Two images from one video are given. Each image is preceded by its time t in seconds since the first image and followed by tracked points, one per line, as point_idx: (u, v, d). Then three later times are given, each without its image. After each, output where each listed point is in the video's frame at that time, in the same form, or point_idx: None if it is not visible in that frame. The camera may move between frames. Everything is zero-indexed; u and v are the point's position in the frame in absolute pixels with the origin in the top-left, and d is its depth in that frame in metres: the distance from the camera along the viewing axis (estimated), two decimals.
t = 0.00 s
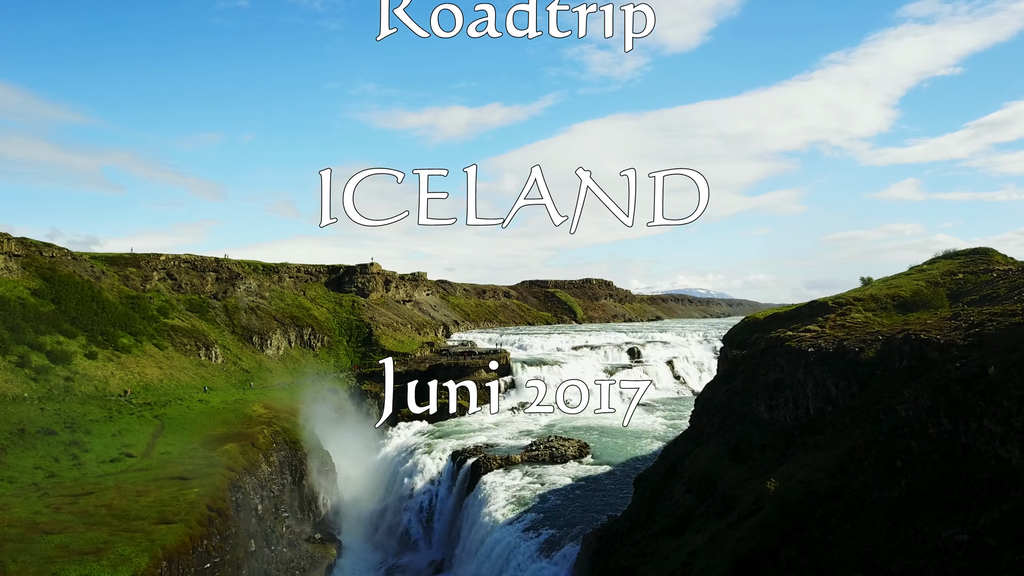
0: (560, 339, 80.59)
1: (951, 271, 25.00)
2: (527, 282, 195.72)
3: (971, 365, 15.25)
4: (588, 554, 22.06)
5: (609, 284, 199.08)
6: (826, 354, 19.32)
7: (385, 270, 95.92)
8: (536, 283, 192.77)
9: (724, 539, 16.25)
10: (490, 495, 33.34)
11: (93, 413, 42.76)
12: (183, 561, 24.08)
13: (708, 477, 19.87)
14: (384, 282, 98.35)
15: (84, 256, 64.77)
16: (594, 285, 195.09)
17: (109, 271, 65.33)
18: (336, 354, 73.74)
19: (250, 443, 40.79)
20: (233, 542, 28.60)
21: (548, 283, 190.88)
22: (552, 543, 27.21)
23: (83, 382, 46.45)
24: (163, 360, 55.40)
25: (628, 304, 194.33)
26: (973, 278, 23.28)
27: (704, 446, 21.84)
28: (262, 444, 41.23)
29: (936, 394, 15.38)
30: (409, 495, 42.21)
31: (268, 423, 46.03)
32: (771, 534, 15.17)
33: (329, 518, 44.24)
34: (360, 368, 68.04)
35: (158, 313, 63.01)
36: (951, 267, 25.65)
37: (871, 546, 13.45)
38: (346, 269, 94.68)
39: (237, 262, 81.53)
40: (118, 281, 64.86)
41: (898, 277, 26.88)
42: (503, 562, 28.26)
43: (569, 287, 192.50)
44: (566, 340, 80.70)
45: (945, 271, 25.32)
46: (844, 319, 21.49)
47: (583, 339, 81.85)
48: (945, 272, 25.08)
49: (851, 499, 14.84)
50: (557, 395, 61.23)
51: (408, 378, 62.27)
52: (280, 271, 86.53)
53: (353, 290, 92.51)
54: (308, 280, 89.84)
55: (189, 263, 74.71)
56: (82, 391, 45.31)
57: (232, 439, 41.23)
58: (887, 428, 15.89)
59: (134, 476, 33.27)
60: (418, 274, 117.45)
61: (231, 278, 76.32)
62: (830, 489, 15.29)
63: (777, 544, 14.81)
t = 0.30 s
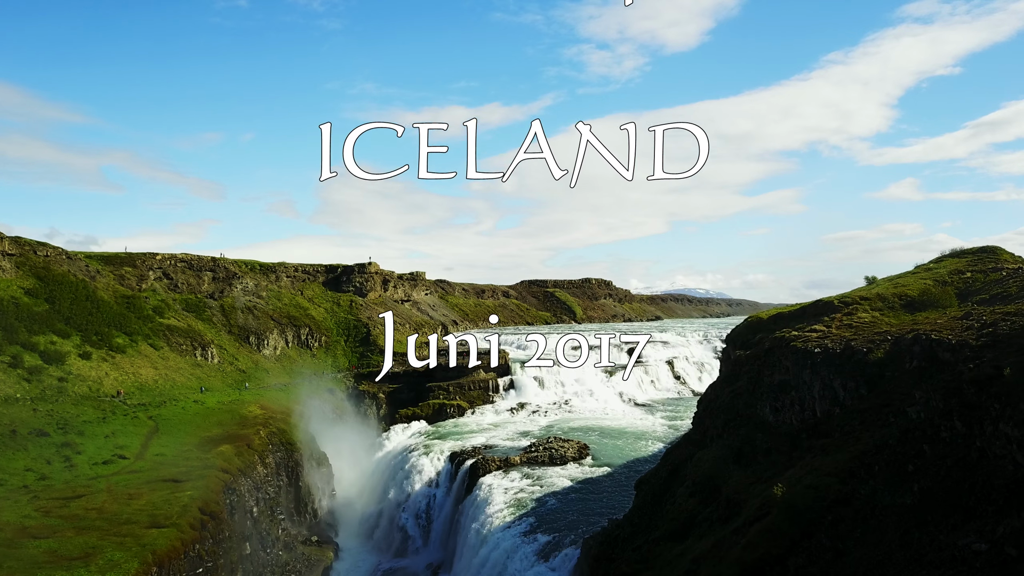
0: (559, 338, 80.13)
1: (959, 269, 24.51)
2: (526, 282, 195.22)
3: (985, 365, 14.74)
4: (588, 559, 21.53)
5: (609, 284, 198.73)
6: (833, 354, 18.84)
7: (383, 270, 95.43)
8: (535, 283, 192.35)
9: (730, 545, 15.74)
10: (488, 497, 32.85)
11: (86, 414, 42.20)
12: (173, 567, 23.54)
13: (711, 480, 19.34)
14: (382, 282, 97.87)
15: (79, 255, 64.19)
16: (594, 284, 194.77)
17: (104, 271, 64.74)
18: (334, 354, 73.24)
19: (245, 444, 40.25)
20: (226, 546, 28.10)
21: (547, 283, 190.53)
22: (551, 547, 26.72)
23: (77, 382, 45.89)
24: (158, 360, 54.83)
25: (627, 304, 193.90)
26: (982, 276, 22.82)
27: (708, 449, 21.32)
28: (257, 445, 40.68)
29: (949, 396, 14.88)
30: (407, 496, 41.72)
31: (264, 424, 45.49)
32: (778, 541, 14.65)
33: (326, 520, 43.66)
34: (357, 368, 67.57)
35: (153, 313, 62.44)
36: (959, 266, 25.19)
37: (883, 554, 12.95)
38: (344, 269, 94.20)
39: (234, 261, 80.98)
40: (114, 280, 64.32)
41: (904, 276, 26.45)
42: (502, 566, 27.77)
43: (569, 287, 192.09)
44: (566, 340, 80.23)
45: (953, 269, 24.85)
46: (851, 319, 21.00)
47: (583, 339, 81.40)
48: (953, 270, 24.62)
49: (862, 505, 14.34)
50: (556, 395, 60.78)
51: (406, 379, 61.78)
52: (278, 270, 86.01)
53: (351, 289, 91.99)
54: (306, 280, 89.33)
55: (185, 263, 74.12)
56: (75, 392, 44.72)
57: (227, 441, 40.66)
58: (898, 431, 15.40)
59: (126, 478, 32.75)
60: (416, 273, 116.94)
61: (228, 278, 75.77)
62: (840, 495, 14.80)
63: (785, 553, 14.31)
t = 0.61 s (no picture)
0: (559, 338, 79.66)
1: (967, 267, 24.01)
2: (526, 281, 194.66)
3: (1001, 366, 14.23)
4: (588, 564, 21.06)
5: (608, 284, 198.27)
6: (840, 355, 18.36)
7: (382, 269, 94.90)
8: (535, 283, 191.84)
9: (736, 552, 15.23)
10: (487, 499, 32.36)
11: (80, 415, 41.63)
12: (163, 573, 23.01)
13: (716, 484, 18.83)
14: (381, 281, 97.36)
15: (74, 254, 63.61)
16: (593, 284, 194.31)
17: (99, 270, 64.11)
18: (332, 354, 72.70)
19: (241, 445, 39.71)
20: (219, 550, 27.57)
21: (547, 283, 190.04)
22: (551, 550, 26.25)
23: (70, 383, 45.31)
24: (154, 360, 54.25)
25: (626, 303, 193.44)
26: (992, 274, 22.34)
27: (711, 451, 20.83)
28: (253, 446, 40.15)
29: (963, 398, 14.38)
30: (404, 498, 41.23)
31: (260, 424, 44.97)
32: (786, 548, 14.16)
33: (323, 522, 43.13)
34: (355, 368, 67.07)
35: (149, 312, 61.84)
36: (967, 264, 24.70)
37: (897, 564, 12.44)
38: (342, 268, 93.67)
39: (231, 260, 80.40)
40: (109, 279, 63.73)
41: (910, 275, 25.98)
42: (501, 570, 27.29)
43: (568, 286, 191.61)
44: (565, 339, 79.76)
45: (961, 267, 24.38)
46: (858, 318, 20.51)
47: (583, 339, 80.93)
48: (961, 269, 24.14)
49: (874, 512, 13.83)
50: (555, 395, 60.30)
51: (405, 379, 61.29)
52: (275, 269, 85.45)
53: (349, 289, 91.44)
54: (303, 279, 88.77)
55: (182, 262, 73.55)
56: (69, 392, 44.13)
57: (222, 442, 40.12)
58: (910, 434, 14.91)
59: (119, 481, 32.20)
60: (415, 273, 116.38)
61: (225, 277, 75.18)
62: (850, 501, 14.31)
63: (794, 561, 13.80)
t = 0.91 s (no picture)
0: (558, 338, 79.14)
1: (976, 266, 23.50)
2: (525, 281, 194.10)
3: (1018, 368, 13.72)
4: (589, 570, 20.51)
5: (607, 284, 197.85)
6: (849, 355, 17.86)
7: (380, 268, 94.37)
8: (534, 283, 191.32)
9: (742, 559, 14.69)
10: (485, 502, 31.83)
11: (73, 416, 41.03)
12: None
13: (720, 488, 18.30)
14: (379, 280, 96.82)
15: (69, 253, 63.05)
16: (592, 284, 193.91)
17: (95, 269, 63.57)
18: (329, 354, 72.19)
19: (236, 447, 39.16)
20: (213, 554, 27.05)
21: (546, 283, 189.61)
22: (552, 554, 25.76)
23: (64, 384, 44.71)
24: (149, 361, 53.67)
25: (626, 303, 193.05)
26: (1002, 272, 21.81)
27: (715, 454, 20.32)
28: (249, 447, 39.61)
29: (978, 400, 13.88)
30: (402, 500, 40.68)
31: (256, 425, 44.41)
32: (795, 556, 13.65)
33: (320, 524, 42.59)
34: (353, 368, 66.57)
35: (145, 312, 61.25)
36: (976, 262, 24.18)
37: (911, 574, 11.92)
38: (340, 268, 93.17)
39: (227, 260, 79.83)
40: (104, 279, 63.17)
41: (917, 273, 25.45)
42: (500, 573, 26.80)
43: (567, 286, 191.14)
44: (565, 339, 79.22)
45: (970, 266, 23.86)
46: (866, 318, 20.02)
47: (582, 339, 80.43)
48: (970, 267, 23.61)
49: (887, 519, 13.30)
50: (555, 395, 59.79)
51: (403, 379, 60.77)
52: (273, 269, 84.92)
53: (347, 289, 90.88)
54: (301, 279, 88.21)
55: (178, 261, 73.03)
56: (62, 393, 43.54)
57: (217, 444, 39.57)
58: (923, 437, 14.40)
59: (111, 483, 31.64)
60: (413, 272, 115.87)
61: (222, 276, 74.63)
62: (861, 507, 13.81)
63: (803, 570, 13.28)
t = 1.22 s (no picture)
0: (558, 338, 78.66)
1: (985, 265, 22.99)
2: (524, 280, 193.56)
3: None
4: None
5: (607, 283, 197.37)
6: (858, 356, 17.38)
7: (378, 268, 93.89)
8: (533, 283, 190.76)
9: (749, 567, 14.13)
10: (483, 504, 31.34)
11: (66, 417, 40.44)
12: None
13: (725, 492, 17.77)
14: (377, 280, 96.29)
15: (64, 253, 62.51)
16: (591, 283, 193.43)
17: (90, 269, 63.00)
18: (327, 353, 71.68)
19: (232, 448, 38.62)
20: (205, 559, 26.53)
21: (545, 283, 189.10)
22: (552, 558, 25.28)
23: (58, 384, 44.13)
24: (145, 361, 53.10)
25: (625, 303, 192.56)
26: (1013, 271, 21.31)
27: (719, 457, 19.81)
28: (245, 449, 39.08)
29: (994, 403, 13.38)
30: (400, 502, 40.16)
31: (252, 427, 43.85)
32: (805, 563, 13.14)
33: (317, 526, 42.07)
34: (350, 368, 66.13)
35: (141, 312, 60.69)
36: (985, 260, 23.68)
37: None
38: (338, 267, 92.70)
39: (225, 259, 79.28)
40: (100, 278, 62.62)
41: (925, 272, 24.95)
42: None
43: (566, 286, 190.61)
44: (564, 339, 78.72)
45: (979, 264, 23.37)
46: (874, 317, 19.54)
47: (582, 339, 79.95)
48: (980, 265, 23.11)
49: (900, 526, 12.77)
50: (554, 396, 59.29)
51: (401, 379, 60.26)
52: (270, 268, 84.38)
53: (345, 288, 90.30)
54: (298, 279, 87.67)
55: (174, 261, 72.52)
56: (56, 394, 42.96)
57: (212, 445, 39.00)
58: (937, 441, 13.90)
59: (104, 486, 31.12)
60: (412, 272, 115.32)
61: (219, 276, 74.07)
62: (873, 513, 13.29)
63: None
